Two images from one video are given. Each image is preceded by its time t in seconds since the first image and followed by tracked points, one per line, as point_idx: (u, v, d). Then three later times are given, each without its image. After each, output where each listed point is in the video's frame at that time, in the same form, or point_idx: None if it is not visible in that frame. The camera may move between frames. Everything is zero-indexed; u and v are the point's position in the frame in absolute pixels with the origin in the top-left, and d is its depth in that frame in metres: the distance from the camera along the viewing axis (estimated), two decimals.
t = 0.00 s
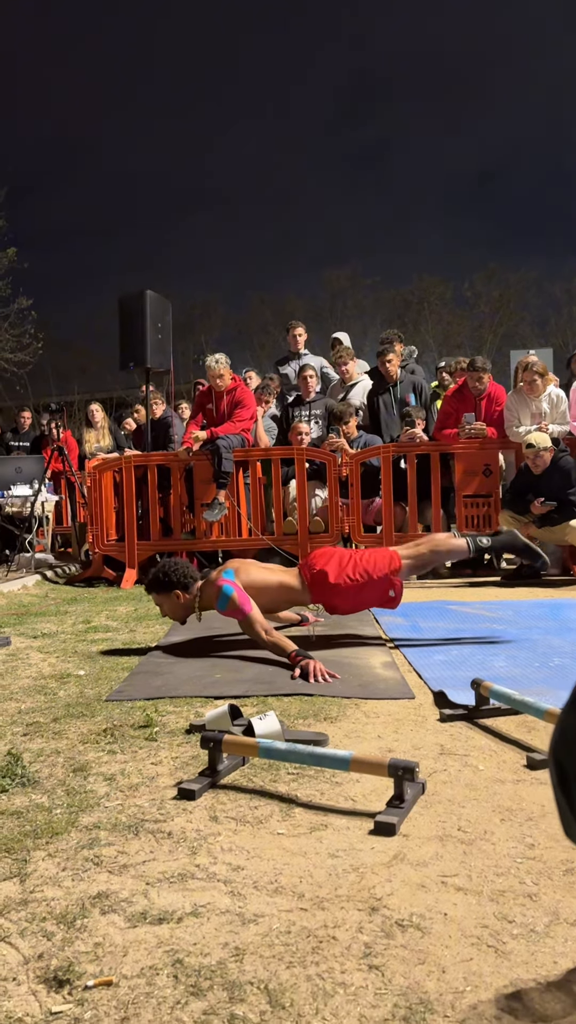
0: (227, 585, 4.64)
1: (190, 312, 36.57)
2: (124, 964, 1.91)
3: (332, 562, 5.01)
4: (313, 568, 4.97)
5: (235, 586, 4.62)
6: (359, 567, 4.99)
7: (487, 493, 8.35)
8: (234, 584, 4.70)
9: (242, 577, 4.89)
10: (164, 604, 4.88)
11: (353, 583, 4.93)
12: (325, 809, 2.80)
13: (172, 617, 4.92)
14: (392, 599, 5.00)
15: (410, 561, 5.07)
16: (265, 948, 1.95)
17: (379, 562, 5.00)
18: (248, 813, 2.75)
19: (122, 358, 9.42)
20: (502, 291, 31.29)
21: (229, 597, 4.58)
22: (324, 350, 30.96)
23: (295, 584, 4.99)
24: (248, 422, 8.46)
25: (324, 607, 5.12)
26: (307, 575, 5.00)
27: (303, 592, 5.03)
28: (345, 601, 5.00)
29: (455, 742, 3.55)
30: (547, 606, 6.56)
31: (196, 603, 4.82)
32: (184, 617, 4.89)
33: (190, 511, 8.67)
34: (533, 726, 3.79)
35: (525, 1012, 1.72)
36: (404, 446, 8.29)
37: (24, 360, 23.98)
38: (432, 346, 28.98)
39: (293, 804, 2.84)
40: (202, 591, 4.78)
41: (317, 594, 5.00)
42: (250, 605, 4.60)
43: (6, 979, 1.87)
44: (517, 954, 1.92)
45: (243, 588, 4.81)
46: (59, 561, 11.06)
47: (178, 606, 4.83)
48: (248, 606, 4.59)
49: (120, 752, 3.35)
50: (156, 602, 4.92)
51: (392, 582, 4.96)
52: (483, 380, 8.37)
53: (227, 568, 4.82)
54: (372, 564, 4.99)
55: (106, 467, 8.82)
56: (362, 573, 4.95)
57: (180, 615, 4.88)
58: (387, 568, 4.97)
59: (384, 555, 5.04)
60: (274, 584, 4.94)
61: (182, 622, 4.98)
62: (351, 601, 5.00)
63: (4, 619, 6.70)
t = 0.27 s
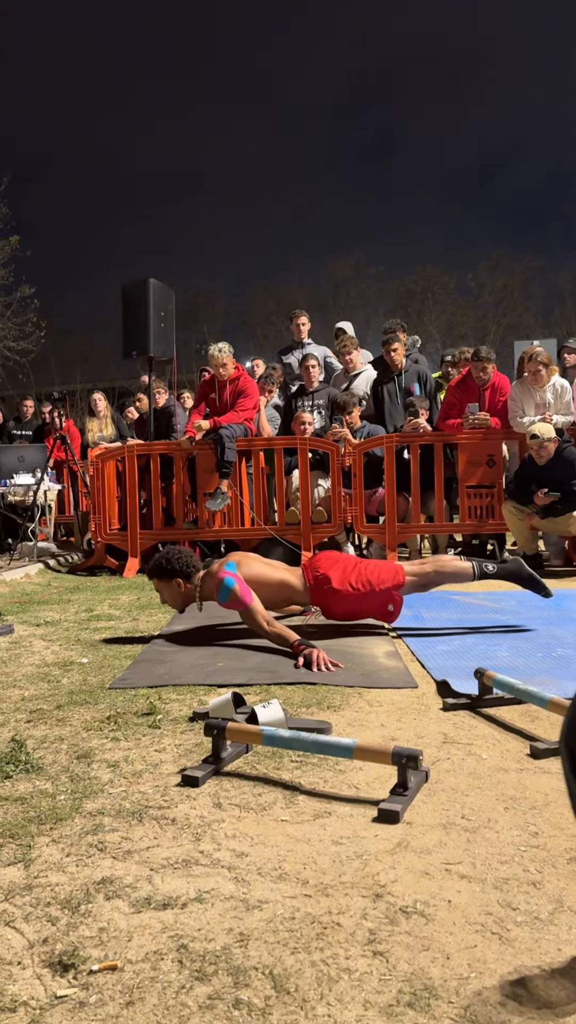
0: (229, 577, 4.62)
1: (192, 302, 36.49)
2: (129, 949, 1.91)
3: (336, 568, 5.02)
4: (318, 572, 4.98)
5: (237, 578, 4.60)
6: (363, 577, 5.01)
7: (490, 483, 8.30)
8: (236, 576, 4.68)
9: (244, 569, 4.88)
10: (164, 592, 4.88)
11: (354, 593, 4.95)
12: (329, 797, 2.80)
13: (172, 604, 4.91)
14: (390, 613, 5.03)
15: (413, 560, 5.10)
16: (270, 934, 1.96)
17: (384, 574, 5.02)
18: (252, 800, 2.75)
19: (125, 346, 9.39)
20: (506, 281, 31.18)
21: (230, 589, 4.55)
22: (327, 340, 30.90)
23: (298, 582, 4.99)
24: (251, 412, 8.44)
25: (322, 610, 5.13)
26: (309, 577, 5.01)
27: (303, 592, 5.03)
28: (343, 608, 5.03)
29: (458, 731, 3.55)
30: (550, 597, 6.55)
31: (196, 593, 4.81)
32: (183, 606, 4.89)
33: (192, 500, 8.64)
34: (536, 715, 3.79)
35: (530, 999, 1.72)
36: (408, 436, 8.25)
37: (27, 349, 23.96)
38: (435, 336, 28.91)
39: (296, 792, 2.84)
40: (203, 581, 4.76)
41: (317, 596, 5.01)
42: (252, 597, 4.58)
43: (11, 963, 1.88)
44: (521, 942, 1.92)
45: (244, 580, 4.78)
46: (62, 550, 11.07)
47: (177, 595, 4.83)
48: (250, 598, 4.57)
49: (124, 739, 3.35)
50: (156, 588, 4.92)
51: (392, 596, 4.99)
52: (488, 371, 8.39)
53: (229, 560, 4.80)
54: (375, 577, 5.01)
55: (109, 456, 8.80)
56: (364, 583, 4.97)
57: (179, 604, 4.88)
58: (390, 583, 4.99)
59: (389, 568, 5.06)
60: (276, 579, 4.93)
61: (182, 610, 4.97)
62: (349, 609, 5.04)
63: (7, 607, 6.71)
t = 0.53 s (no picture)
0: (230, 566, 4.62)
1: (194, 289, 36.38)
2: (130, 935, 1.91)
3: (338, 562, 5.03)
4: (319, 565, 4.99)
5: (238, 569, 4.61)
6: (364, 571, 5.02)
7: (493, 472, 8.28)
8: (237, 565, 4.67)
9: (245, 558, 4.87)
10: (165, 579, 4.87)
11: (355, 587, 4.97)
12: (330, 784, 2.80)
13: (172, 591, 4.90)
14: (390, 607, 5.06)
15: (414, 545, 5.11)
16: (270, 920, 1.96)
17: (385, 569, 5.05)
18: (253, 787, 2.75)
19: (127, 333, 9.35)
20: (510, 270, 31.05)
21: (232, 579, 4.55)
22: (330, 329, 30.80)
23: (299, 573, 5.00)
24: (253, 400, 8.41)
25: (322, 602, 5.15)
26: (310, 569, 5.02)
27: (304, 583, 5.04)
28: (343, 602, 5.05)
29: (459, 720, 3.55)
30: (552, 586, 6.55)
31: (197, 581, 4.81)
32: (184, 594, 4.88)
33: (194, 488, 8.63)
34: (538, 704, 3.79)
35: (531, 987, 1.72)
36: (410, 425, 8.21)
37: (28, 336, 23.88)
38: (438, 325, 28.82)
39: (297, 779, 2.84)
40: (204, 570, 4.76)
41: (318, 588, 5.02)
42: (253, 587, 4.57)
43: (12, 948, 1.88)
44: (522, 929, 1.92)
45: (245, 569, 4.77)
46: (63, 538, 11.07)
47: (178, 583, 4.82)
48: (251, 588, 4.57)
49: (125, 726, 3.35)
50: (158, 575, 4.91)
51: (393, 592, 5.02)
52: (491, 360, 8.34)
53: (230, 549, 4.79)
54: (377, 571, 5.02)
55: (111, 444, 8.77)
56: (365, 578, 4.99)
57: (180, 592, 4.88)
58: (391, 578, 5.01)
59: (391, 563, 5.07)
60: (275, 570, 4.92)
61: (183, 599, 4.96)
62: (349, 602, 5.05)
63: (10, 595, 6.71)
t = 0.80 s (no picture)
0: (232, 554, 4.61)
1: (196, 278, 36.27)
2: (132, 921, 1.92)
3: (340, 544, 4.99)
4: (322, 548, 4.94)
5: (240, 554, 4.59)
6: (367, 554, 4.99)
7: (495, 462, 8.25)
8: (239, 553, 4.66)
9: (246, 546, 4.86)
10: (167, 564, 4.87)
11: (359, 569, 4.93)
12: (331, 772, 2.80)
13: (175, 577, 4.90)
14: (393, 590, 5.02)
15: (416, 535, 5.10)
16: (271, 908, 1.96)
17: (388, 551, 5.00)
18: (255, 775, 2.76)
19: (128, 321, 9.31)
20: (513, 258, 30.90)
21: (234, 566, 4.54)
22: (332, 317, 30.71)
23: (301, 559, 5.00)
24: (255, 389, 8.38)
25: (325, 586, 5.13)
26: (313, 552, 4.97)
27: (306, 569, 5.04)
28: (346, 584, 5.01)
29: (461, 709, 3.55)
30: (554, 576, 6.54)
31: (200, 567, 4.81)
32: (185, 581, 4.89)
33: (196, 477, 8.62)
34: (539, 693, 3.79)
35: (532, 975, 1.72)
36: (412, 415, 8.19)
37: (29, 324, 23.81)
38: (441, 314, 28.72)
39: (299, 767, 2.84)
40: (206, 556, 4.76)
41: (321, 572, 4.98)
42: (255, 574, 4.56)
43: (14, 935, 1.88)
44: (523, 918, 1.92)
45: (247, 556, 4.76)
46: (65, 526, 11.07)
47: (180, 569, 4.82)
48: (253, 575, 4.55)
49: (127, 713, 3.36)
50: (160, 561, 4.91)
51: (396, 574, 4.98)
52: (494, 347, 8.25)
53: (232, 536, 4.78)
54: (380, 553, 4.99)
55: (112, 433, 8.74)
56: (368, 560, 4.95)
57: (182, 578, 4.88)
58: (395, 560, 4.98)
59: (394, 545, 5.04)
60: (277, 557, 4.93)
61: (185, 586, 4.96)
62: (353, 585, 5.00)
63: (11, 583, 6.71)
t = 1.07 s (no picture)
0: (233, 543, 4.60)
1: (197, 267, 36.16)
2: (133, 908, 1.92)
3: (341, 526, 4.98)
4: (323, 530, 4.93)
5: (241, 543, 4.59)
6: (368, 534, 4.99)
7: (497, 452, 8.24)
8: (240, 542, 4.65)
9: (247, 534, 4.86)
10: (169, 554, 4.87)
11: (361, 550, 4.93)
12: (333, 761, 2.80)
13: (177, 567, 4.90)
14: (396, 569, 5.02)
15: (418, 524, 5.09)
16: (273, 895, 1.97)
17: (389, 531, 5.01)
18: (256, 763, 2.76)
19: (129, 310, 9.28)
20: (516, 248, 30.77)
21: (235, 555, 4.53)
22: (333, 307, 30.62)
23: (302, 544, 5.00)
24: (256, 379, 8.37)
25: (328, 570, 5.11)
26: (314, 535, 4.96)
27: (307, 553, 5.03)
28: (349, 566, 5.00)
29: (462, 698, 3.55)
30: (555, 566, 6.54)
31: (202, 556, 4.81)
32: (187, 570, 4.89)
33: (197, 467, 8.61)
34: (540, 683, 3.79)
35: (533, 962, 1.72)
36: (414, 405, 8.15)
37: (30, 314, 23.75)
38: (443, 304, 28.64)
39: (300, 756, 2.84)
40: (208, 545, 4.75)
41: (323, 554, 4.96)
42: (257, 562, 4.56)
43: (16, 921, 1.89)
44: (524, 906, 1.93)
45: (249, 545, 4.76)
46: (66, 516, 11.07)
47: (182, 558, 4.82)
48: (255, 563, 4.55)
49: (128, 702, 3.36)
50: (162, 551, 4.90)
51: (398, 554, 4.99)
52: (496, 337, 8.21)
53: (233, 525, 4.77)
54: (381, 534, 5.00)
55: (113, 422, 8.73)
56: (370, 540, 4.95)
57: (184, 567, 4.89)
58: (396, 540, 4.99)
59: (394, 525, 5.05)
60: (278, 545, 4.93)
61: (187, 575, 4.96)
62: (355, 566, 4.99)
63: (13, 572, 6.72)
